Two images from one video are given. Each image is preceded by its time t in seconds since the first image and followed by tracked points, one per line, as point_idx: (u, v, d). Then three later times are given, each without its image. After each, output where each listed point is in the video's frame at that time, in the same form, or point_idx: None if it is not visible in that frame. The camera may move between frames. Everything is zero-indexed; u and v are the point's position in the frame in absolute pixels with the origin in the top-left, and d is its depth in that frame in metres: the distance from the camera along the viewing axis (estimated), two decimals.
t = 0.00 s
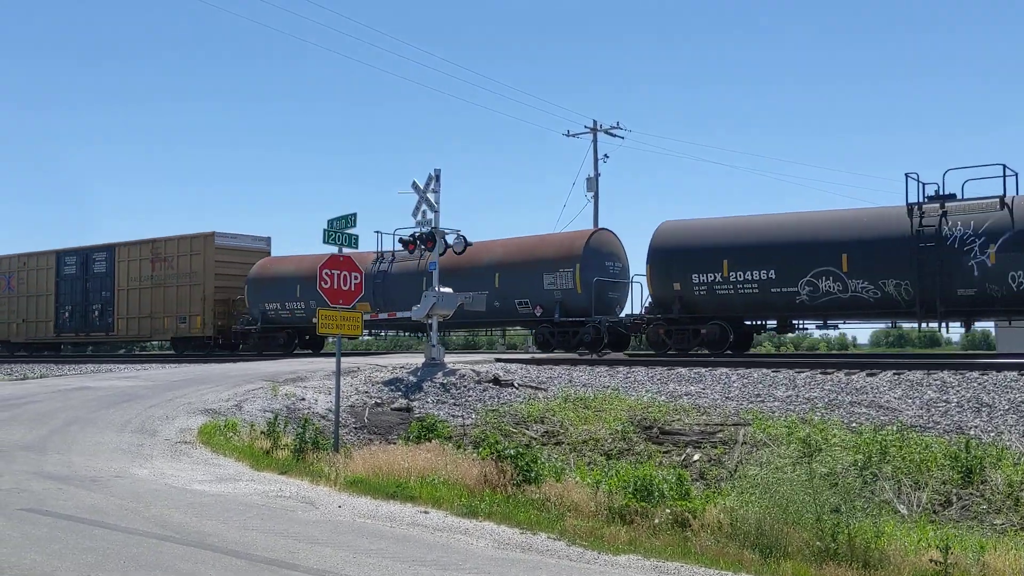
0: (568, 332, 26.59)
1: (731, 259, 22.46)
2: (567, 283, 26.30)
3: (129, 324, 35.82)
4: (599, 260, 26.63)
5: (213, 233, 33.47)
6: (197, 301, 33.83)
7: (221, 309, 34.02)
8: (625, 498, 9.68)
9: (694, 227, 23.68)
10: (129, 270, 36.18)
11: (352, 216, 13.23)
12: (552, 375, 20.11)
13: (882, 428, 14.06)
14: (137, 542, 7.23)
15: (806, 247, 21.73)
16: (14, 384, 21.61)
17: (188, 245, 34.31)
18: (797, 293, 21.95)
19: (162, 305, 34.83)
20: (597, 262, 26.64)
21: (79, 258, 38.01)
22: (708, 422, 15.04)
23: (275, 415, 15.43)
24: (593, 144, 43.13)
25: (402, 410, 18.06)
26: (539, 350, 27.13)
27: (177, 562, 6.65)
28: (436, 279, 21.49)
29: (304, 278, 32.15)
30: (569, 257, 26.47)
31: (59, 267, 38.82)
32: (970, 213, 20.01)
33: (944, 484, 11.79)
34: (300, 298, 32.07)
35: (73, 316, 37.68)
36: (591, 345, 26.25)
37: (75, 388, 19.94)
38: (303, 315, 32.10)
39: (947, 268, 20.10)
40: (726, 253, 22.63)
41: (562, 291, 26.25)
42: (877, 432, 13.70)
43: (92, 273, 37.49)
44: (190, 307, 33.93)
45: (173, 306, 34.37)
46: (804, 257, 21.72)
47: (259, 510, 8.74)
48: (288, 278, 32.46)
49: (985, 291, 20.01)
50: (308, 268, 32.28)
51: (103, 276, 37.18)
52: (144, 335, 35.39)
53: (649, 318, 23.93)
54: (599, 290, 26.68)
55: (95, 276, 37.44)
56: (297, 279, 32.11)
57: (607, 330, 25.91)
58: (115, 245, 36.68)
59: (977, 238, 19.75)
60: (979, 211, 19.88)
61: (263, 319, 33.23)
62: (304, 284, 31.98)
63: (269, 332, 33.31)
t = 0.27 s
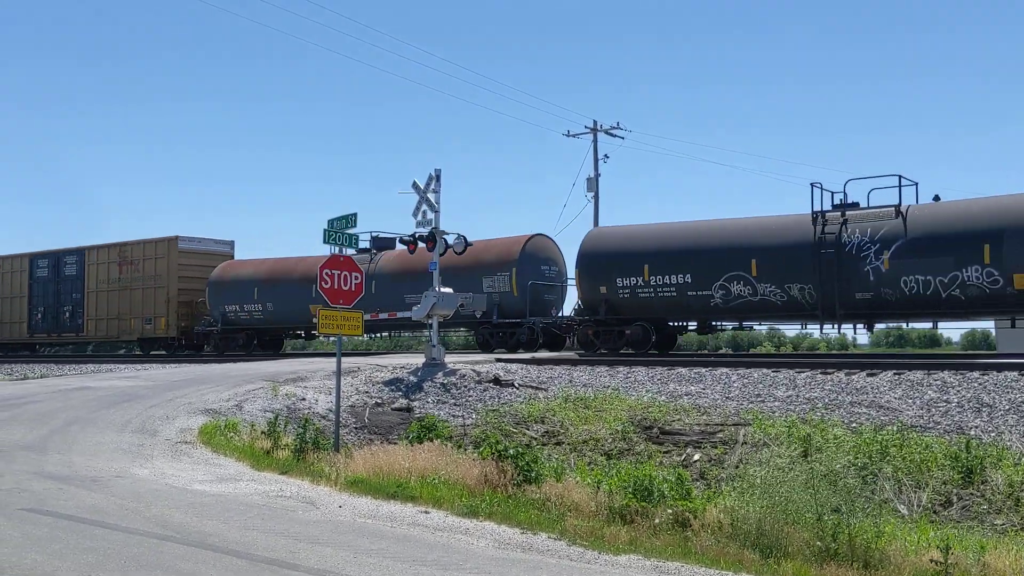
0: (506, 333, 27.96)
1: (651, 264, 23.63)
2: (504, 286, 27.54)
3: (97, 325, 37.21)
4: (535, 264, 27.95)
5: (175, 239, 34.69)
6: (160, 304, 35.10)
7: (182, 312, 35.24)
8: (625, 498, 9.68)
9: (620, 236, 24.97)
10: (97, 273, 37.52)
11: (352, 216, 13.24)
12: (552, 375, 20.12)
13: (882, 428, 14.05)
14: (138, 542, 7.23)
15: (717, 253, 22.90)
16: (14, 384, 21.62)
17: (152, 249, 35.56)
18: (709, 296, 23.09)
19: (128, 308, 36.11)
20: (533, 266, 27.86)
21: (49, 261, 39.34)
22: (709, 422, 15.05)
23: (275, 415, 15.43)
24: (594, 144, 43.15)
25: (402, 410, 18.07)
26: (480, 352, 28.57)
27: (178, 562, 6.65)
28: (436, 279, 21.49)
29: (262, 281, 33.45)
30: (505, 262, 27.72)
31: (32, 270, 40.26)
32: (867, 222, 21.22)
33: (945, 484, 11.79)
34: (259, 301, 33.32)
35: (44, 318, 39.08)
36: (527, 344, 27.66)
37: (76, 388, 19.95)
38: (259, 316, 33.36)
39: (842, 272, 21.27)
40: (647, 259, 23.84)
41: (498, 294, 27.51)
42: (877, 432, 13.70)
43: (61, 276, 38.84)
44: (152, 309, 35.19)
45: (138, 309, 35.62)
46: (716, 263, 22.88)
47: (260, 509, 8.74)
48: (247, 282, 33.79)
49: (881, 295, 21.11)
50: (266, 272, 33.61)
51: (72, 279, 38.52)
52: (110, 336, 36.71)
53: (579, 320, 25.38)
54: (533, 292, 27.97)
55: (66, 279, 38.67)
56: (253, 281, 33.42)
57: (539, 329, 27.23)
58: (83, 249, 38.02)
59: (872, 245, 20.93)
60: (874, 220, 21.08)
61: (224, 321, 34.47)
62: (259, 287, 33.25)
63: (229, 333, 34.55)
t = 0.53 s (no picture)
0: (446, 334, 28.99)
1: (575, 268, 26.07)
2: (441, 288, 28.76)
3: (66, 325, 39.79)
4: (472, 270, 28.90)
5: (137, 243, 37.28)
6: (123, 305, 37.72)
7: (145, 313, 37.70)
8: (626, 498, 9.68)
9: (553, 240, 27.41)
10: (68, 276, 40.35)
11: (353, 216, 13.24)
12: (553, 375, 20.13)
13: (883, 428, 14.05)
14: (139, 542, 7.24)
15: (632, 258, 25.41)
16: (15, 384, 21.67)
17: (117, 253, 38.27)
18: (625, 297, 25.56)
19: (95, 309, 38.77)
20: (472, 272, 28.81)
21: (23, 265, 42.33)
22: (709, 422, 15.05)
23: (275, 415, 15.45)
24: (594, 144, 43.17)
25: (403, 410, 18.08)
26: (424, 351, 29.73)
27: (178, 562, 6.66)
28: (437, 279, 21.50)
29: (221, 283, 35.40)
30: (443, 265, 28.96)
31: (8, 273, 43.37)
32: (765, 230, 23.74)
33: (945, 484, 11.80)
34: (217, 302, 35.38)
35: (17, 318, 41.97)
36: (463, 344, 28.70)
37: (77, 387, 20.01)
38: (214, 316, 35.58)
39: (742, 275, 23.70)
40: (573, 263, 26.32)
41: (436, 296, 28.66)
42: (878, 432, 13.70)
43: (34, 279, 41.77)
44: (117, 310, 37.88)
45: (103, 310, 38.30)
46: (632, 266, 25.37)
47: (260, 509, 8.76)
48: (206, 284, 35.82)
49: (777, 298, 23.47)
50: (226, 275, 35.49)
51: (43, 281, 41.45)
52: (79, 335, 39.40)
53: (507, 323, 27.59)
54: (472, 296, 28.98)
55: (36, 281, 41.67)
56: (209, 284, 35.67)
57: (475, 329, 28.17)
58: (54, 253, 40.93)
59: (768, 251, 23.37)
60: (771, 228, 23.55)
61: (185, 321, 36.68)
62: (215, 287, 35.53)
63: (190, 334, 36.81)
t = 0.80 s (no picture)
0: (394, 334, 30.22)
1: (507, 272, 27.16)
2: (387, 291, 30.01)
3: (38, 326, 40.44)
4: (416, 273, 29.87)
5: (103, 245, 38.03)
6: (91, 307, 38.45)
7: (111, 315, 38.57)
8: (626, 498, 9.70)
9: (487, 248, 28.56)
10: (39, 277, 41.01)
11: (353, 216, 13.24)
12: (552, 375, 20.15)
13: (882, 428, 14.07)
14: (139, 542, 7.24)
15: (560, 262, 26.67)
16: (15, 384, 21.67)
17: (84, 256, 38.99)
18: (555, 301, 26.73)
19: (64, 310, 39.46)
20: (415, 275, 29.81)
21: None
22: (708, 422, 15.06)
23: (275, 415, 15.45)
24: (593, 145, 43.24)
25: (402, 410, 18.09)
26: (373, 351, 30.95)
27: (178, 562, 6.66)
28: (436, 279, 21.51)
29: (181, 286, 36.30)
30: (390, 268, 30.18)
31: None
32: (682, 237, 24.98)
33: (944, 484, 11.82)
34: (178, 305, 36.32)
35: None
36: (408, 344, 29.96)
37: (77, 387, 20.00)
38: (176, 318, 36.46)
39: (659, 278, 24.95)
40: (505, 268, 27.46)
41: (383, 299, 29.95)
42: (877, 432, 13.71)
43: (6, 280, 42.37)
44: (84, 311, 38.62)
45: (70, 311, 38.98)
46: (562, 271, 26.56)
47: (260, 509, 8.77)
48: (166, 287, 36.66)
49: (693, 301, 24.64)
50: (186, 278, 36.41)
51: (16, 283, 42.07)
52: (48, 336, 40.10)
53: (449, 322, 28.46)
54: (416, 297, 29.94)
55: (8, 283, 42.26)
56: (171, 285, 36.50)
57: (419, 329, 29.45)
58: (26, 255, 41.60)
59: (683, 257, 24.60)
60: (688, 236, 24.82)
61: (147, 324, 37.60)
62: (176, 290, 36.37)
63: (153, 336, 37.67)
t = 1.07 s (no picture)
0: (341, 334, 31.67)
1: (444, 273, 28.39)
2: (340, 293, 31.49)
3: (9, 326, 41.11)
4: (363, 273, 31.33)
5: (72, 248, 38.85)
6: (61, 308, 39.25)
7: (81, 315, 39.43)
8: (625, 497, 9.71)
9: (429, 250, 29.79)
10: (13, 279, 41.70)
11: (353, 216, 13.25)
12: (552, 374, 20.16)
13: (881, 427, 14.08)
14: (139, 541, 7.24)
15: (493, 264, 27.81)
16: (14, 384, 21.61)
17: (54, 258, 39.83)
18: (493, 302, 27.87)
19: (34, 311, 40.21)
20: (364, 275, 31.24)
21: None
22: (707, 421, 15.06)
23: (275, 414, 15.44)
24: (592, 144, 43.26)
25: (402, 410, 18.08)
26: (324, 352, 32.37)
27: (178, 561, 6.67)
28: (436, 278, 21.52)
29: (146, 288, 37.41)
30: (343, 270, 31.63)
31: None
32: (610, 242, 26.36)
33: (943, 483, 11.82)
34: (143, 306, 37.42)
35: None
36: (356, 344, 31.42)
37: (76, 387, 19.97)
38: (142, 318, 37.50)
39: (586, 280, 26.27)
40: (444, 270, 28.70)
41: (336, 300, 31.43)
42: (877, 431, 13.71)
43: None
44: (55, 312, 39.40)
45: (41, 312, 39.75)
46: (498, 274, 27.79)
47: (260, 508, 8.78)
48: (132, 289, 37.77)
49: (617, 303, 25.95)
50: (151, 280, 37.57)
51: None
52: (21, 337, 40.76)
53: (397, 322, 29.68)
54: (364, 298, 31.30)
55: None
56: (139, 287, 37.56)
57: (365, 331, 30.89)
58: None
59: (609, 260, 25.95)
60: (613, 241, 26.20)
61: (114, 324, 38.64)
62: (143, 291, 37.46)
63: (120, 336, 38.57)
